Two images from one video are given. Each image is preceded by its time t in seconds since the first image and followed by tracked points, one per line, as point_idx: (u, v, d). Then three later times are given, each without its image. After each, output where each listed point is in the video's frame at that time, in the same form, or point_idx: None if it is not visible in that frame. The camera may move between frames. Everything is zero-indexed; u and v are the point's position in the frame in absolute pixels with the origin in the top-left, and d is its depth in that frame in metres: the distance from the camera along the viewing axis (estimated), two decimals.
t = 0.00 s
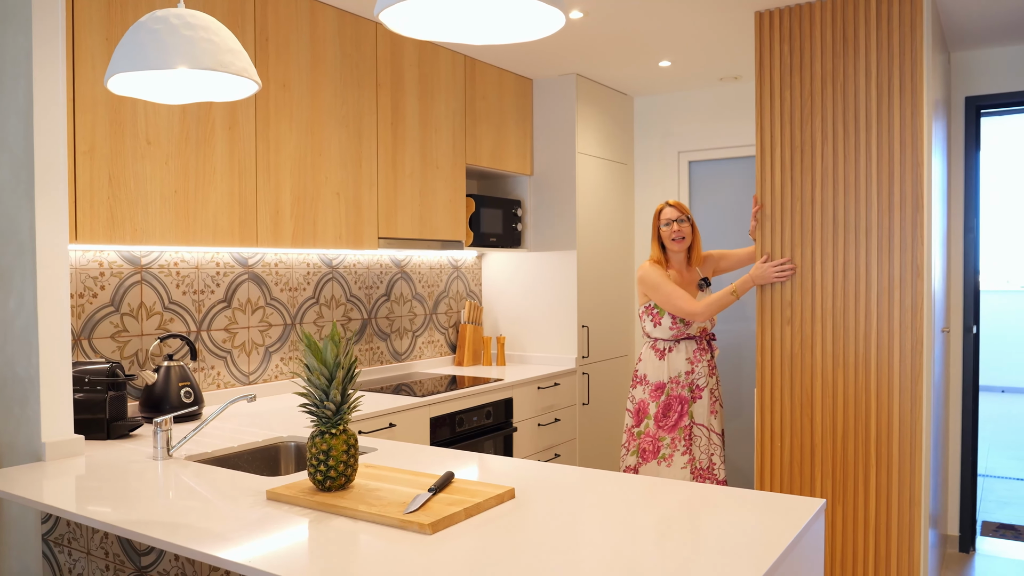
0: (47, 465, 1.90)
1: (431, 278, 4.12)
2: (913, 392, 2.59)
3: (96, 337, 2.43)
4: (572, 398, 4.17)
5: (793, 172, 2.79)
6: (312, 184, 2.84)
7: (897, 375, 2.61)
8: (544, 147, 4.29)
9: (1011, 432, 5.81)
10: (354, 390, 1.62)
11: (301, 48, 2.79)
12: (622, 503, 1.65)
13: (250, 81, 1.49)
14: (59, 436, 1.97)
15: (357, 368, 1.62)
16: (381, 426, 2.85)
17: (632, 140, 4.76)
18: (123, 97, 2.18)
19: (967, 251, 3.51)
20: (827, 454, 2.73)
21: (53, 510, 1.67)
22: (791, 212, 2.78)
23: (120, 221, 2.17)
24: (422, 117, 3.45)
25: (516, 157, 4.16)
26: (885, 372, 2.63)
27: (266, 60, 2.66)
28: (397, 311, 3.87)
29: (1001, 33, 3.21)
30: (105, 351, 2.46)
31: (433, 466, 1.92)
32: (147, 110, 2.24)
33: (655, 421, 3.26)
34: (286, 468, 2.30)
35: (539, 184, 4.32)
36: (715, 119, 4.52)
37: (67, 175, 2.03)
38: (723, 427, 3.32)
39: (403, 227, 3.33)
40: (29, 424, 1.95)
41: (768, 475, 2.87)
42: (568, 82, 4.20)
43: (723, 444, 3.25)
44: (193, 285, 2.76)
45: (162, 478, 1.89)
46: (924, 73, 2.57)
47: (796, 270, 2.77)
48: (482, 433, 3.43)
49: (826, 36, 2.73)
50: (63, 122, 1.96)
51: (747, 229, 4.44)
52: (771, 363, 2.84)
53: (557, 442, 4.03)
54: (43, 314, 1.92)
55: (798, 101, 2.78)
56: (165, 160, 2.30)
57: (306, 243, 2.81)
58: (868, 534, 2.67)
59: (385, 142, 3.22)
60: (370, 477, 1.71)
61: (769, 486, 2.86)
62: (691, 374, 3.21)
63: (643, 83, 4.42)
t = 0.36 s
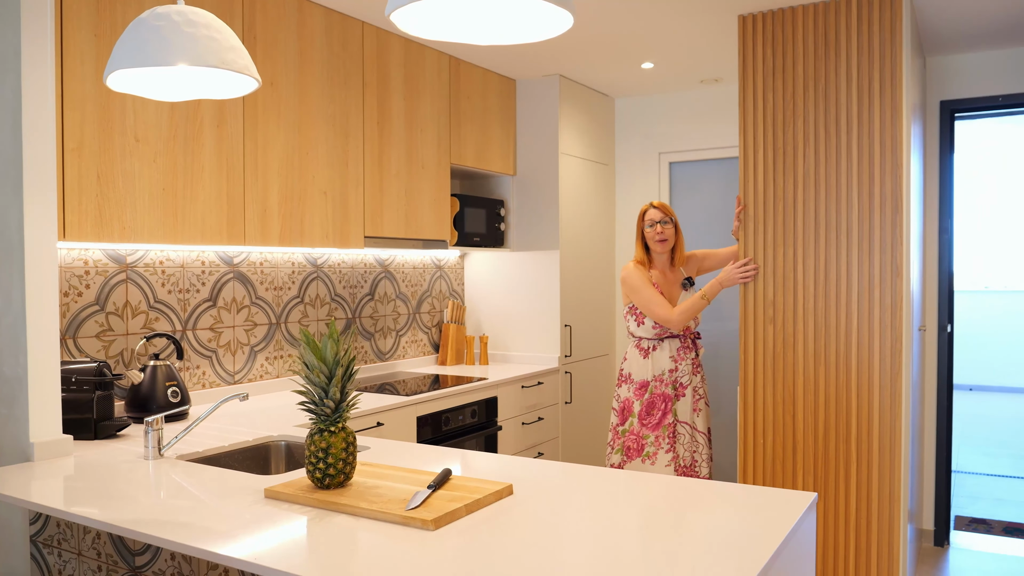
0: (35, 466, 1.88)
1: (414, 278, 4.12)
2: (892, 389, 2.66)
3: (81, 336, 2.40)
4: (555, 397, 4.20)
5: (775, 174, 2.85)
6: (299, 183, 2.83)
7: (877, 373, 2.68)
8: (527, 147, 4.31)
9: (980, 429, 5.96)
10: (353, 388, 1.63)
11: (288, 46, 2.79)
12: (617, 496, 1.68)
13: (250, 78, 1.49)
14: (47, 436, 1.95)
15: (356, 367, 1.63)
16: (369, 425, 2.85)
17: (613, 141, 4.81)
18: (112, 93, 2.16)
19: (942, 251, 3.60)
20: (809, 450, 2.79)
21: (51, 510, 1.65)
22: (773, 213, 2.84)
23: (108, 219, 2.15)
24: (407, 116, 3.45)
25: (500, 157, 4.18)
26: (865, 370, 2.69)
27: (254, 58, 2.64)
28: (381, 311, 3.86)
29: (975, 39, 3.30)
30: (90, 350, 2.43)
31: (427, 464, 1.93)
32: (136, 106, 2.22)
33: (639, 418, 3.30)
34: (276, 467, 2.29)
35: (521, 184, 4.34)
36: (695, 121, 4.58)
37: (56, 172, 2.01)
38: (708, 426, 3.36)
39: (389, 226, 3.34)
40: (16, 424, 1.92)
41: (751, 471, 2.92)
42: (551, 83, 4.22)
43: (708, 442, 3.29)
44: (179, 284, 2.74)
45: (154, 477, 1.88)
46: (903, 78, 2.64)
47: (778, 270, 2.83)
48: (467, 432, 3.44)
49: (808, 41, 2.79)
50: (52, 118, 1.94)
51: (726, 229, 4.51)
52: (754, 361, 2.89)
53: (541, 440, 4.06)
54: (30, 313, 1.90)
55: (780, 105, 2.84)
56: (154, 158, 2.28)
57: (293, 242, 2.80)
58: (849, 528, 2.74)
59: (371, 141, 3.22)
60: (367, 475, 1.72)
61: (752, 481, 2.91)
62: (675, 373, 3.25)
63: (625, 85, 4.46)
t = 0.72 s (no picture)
0: (21, 469, 1.85)
1: (397, 278, 4.11)
2: (873, 386, 2.72)
3: (65, 337, 2.37)
4: (538, 397, 4.22)
5: (757, 176, 2.90)
6: (285, 182, 2.82)
7: (858, 370, 2.74)
8: (509, 148, 4.33)
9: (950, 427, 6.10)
10: (351, 388, 1.63)
11: (275, 45, 2.77)
12: (612, 492, 1.70)
13: (250, 77, 1.48)
14: (33, 438, 1.91)
15: (354, 366, 1.63)
16: (356, 425, 2.84)
17: (594, 143, 4.84)
18: (99, 91, 2.14)
19: (917, 252, 3.68)
20: (792, 447, 2.85)
21: (41, 513, 1.63)
22: (756, 214, 2.89)
23: (95, 218, 2.12)
24: (391, 116, 3.45)
25: (482, 158, 4.19)
26: (846, 368, 2.75)
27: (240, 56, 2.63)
28: (364, 311, 3.85)
29: (950, 45, 3.39)
30: (73, 352, 2.40)
31: (421, 464, 1.93)
32: (123, 104, 2.20)
33: (613, 416, 3.35)
34: (266, 468, 2.28)
35: (503, 184, 4.35)
36: (676, 123, 4.63)
37: (43, 170, 1.98)
38: (687, 424, 3.37)
39: (374, 226, 3.33)
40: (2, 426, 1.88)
41: (735, 468, 2.97)
42: (533, 84, 4.24)
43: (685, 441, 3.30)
44: (163, 284, 2.71)
45: (144, 479, 1.86)
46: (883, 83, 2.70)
47: (761, 271, 2.88)
48: (453, 432, 3.45)
49: (790, 46, 2.85)
50: (40, 116, 1.91)
51: (705, 230, 4.57)
52: (737, 359, 2.94)
53: (524, 440, 4.07)
54: (17, 313, 1.86)
55: (763, 108, 2.89)
56: (141, 157, 2.26)
57: (279, 242, 2.78)
58: (831, 523, 2.79)
59: (356, 140, 3.21)
60: (363, 475, 1.72)
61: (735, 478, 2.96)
62: (648, 371, 3.28)
63: (607, 87, 4.50)
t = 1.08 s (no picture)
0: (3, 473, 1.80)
1: (380, 277, 4.08)
2: (857, 384, 2.76)
3: (44, 338, 2.32)
4: (521, 396, 4.22)
5: (742, 176, 2.93)
6: (270, 180, 2.78)
7: (842, 368, 2.77)
8: (492, 147, 4.32)
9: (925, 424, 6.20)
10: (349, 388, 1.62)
11: (260, 41, 2.73)
12: (610, 490, 1.70)
13: (246, 72, 1.46)
14: (15, 442, 1.87)
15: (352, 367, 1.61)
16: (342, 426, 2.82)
17: (576, 142, 4.85)
18: (81, 87, 2.10)
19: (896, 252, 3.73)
20: (777, 443, 2.88)
21: (25, 518, 1.59)
22: (741, 213, 2.92)
23: (77, 216, 2.08)
24: (376, 114, 3.42)
25: (466, 156, 4.17)
26: (830, 365, 2.79)
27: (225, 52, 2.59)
28: (346, 311, 3.81)
29: (929, 47, 3.44)
30: (53, 353, 2.35)
31: (415, 465, 1.91)
32: (106, 100, 2.16)
33: (576, 411, 3.39)
34: (254, 471, 2.24)
35: (486, 183, 4.34)
36: (657, 122, 4.66)
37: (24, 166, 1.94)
38: (653, 422, 3.35)
39: (359, 225, 3.30)
40: None
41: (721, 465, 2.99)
42: (516, 83, 4.24)
43: (648, 439, 3.29)
44: (144, 283, 2.66)
45: (131, 482, 1.82)
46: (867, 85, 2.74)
47: (747, 270, 2.91)
48: (438, 432, 3.44)
49: (775, 48, 2.88)
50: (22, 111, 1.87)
51: (687, 229, 4.60)
52: (722, 358, 2.97)
53: (507, 440, 4.07)
54: None
55: (748, 109, 2.92)
56: (124, 153, 2.22)
57: (263, 241, 2.74)
58: (815, 519, 2.83)
59: (341, 138, 3.18)
60: (358, 477, 1.70)
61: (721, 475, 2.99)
62: (607, 367, 3.31)
63: (589, 86, 4.51)
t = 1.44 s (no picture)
0: None
1: (365, 277, 4.01)
2: (850, 383, 2.76)
3: (22, 340, 2.25)
4: (509, 396, 4.18)
5: (734, 175, 2.92)
6: (257, 177, 2.71)
7: (836, 367, 2.77)
8: (479, 145, 4.27)
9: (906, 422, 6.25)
10: (346, 393, 1.57)
11: (246, 34, 2.67)
12: (613, 493, 1.67)
13: (240, 63, 1.40)
14: None
15: (348, 370, 1.57)
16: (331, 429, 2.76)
17: (563, 140, 4.82)
18: (62, 80, 2.04)
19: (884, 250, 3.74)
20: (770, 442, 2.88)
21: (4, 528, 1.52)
22: (733, 212, 2.91)
23: (58, 215, 2.02)
24: (363, 111, 3.36)
25: (452, 154, 4.12)
26: (823, 364, 2.79)
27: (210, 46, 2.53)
28: (332, 311, 3.73)
29: (918, 46, 3.45)
30: (31, 355, 2.27)
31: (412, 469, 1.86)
32: (87, 94, 2.10)
33: (536, 407, 3.39)
34: (242, 476, 2.18)
35: (473, 181, 4.29)
36: (645, 121, 4.64)
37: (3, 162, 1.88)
38: (612, 422, 3.34)
39: (346, 223, 3.24)
40: None
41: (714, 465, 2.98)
42: (503, 79, 4.19)
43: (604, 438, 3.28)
44: (126, 283, 2.58)
45: (117, 488, 1.76)
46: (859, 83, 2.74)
47: (739, 269, 2.90)
48: (428, 433, 3.39)
49: (767, 46, 2.87)
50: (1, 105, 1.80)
51: (675, 228, 4.59)
52: (715, 356, 2.95)
53: (495, 441, 4.03)
54: None
55: (739, 107, 2.91)
56: (107, 149, 2.16)
57: (250, 240, 2.68)
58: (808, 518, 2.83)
59: (327, 135, 3.12)
60: (355, 483, 1.65)
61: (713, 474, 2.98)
62: (565, 365, 3.30)
63: (577, 83, 4.48)
